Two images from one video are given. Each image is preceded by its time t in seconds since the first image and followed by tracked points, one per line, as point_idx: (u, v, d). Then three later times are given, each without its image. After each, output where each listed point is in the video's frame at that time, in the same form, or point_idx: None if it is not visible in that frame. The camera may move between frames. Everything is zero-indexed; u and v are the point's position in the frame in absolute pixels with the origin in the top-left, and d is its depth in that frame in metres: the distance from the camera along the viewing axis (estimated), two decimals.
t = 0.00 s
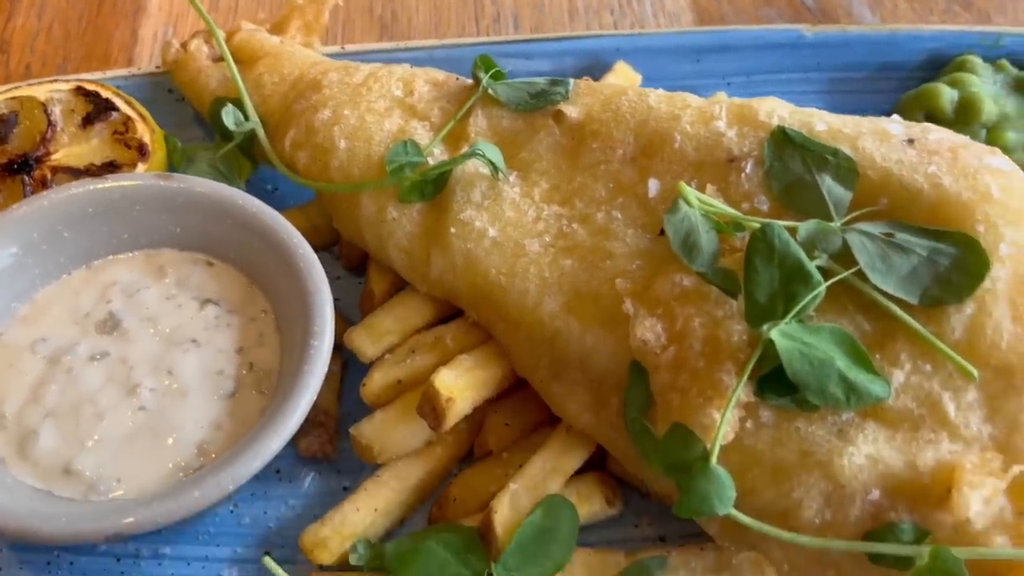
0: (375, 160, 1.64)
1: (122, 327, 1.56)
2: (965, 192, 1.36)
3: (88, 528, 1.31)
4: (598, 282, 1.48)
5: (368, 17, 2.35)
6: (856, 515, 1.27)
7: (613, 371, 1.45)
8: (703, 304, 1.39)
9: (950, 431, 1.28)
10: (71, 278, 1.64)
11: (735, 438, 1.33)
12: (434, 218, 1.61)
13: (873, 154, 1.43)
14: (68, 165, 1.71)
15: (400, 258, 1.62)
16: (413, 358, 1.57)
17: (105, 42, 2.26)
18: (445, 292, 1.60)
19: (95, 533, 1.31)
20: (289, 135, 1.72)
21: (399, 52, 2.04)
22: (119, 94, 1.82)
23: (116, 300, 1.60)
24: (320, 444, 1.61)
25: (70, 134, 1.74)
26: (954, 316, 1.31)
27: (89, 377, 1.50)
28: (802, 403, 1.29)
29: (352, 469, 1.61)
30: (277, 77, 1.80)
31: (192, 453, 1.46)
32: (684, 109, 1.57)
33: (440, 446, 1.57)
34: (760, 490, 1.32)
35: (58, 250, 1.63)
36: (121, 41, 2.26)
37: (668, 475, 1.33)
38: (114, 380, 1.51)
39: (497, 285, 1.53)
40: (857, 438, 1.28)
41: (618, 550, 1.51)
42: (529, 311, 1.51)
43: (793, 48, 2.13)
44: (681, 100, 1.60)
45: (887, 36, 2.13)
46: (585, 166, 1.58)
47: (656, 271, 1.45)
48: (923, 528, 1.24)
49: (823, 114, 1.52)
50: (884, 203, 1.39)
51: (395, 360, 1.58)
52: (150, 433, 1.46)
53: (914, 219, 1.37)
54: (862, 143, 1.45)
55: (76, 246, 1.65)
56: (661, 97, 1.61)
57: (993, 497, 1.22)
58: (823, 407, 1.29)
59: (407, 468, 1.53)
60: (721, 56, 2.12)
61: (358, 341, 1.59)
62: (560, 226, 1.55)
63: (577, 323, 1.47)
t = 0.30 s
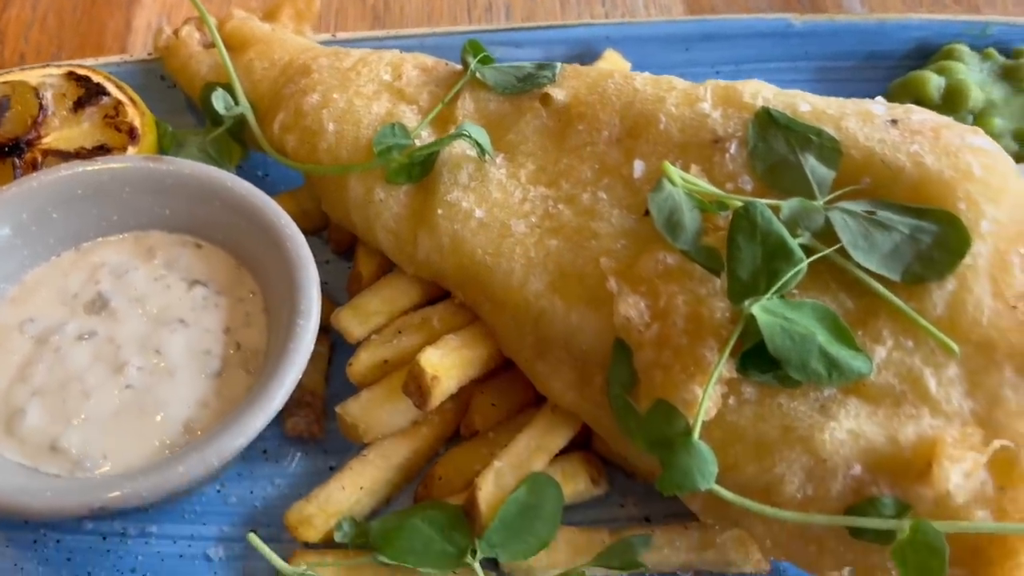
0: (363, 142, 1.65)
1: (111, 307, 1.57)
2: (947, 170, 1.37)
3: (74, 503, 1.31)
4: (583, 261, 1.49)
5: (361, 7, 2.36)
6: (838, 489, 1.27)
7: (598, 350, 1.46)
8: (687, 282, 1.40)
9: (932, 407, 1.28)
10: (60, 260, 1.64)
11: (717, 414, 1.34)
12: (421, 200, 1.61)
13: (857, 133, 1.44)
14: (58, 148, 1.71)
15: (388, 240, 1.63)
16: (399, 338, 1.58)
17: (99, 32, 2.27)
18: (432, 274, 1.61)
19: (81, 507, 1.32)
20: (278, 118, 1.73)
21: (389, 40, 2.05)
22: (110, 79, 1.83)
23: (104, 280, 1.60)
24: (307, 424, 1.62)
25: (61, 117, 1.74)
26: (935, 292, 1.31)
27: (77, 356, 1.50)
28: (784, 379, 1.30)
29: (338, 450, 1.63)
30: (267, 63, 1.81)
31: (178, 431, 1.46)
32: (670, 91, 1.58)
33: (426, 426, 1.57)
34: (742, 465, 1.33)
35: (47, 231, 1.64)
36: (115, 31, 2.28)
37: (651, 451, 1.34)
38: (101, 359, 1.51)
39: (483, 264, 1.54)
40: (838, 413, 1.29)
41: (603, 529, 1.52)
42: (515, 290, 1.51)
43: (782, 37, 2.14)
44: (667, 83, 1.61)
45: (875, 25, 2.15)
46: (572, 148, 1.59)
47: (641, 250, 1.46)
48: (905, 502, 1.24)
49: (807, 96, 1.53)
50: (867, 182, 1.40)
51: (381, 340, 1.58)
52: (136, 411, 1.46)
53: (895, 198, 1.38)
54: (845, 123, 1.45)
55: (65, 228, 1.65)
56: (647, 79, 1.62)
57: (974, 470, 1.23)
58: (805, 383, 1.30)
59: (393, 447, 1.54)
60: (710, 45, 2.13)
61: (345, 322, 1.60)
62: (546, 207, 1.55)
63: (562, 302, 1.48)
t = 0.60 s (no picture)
0: (352, 128, 1.66)
1: (99, 290, 1.57)
2: (928, 150, 1.37)
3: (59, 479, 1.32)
4: (567, 243, 1.50)
5: None
6: (819, 466, 1.28)
7: (582, 331, 1.47)
8: (670, 262, 1.41)
9: (912, 384, 1.29)
10: (50, 243, 1.65)
11: (699, 392, 1.34)
12: (408, 184, 1.62)
13: (839, 115, 1.44)
14: (49, 134, 1.73)
15: (375, 224, 1.64)
16: (386, 321, 1.58)
17: (93, 24, 2.29)
18: (419, 257, 1.62)
19: (66, 483, 1.33)
20: (267, 104, 1.74)
21: (380, 29, 2.06)
22: (101, 66, 1.84)
23: (93, 263, 1.61)
24: (293, 407, 1.63)
25: (52, 104, 1.75)
26: (916, 271, 1.32)
27: (65, 337, 1.51)
28: (766, 357, 1.31)
29: (325, 432, 1.64)
30: (257, 50, 1.82)
31: (164, 411, 1.47)
32: (656, 75, 1.59)
33: (412, 408, 1.57)
34: (724, 443, 1.34)
35: (37, 215, 1.65)
36: (109, 23, 2.29)
37: (634, 429, 1.34)
38: (89, 340, 1.52)
39: (469, 247, 1.55)
40: (819, 391, 1.30)
41: (588, 510, 1.52)
42: (500, 272, 1.52)
43: (771, 28, 2.15)
44: (653, 68, 1.61)
45: (863, 17, 2.17)
46: (558, 132, 1.60)
47: (625, 231, 1.47)
48: (884, 478, 1.25)
49: (792, 79, 1.53)
50: (849, 163, 1.41)
51: (369, 323, 1.59)
52: (123, 391, 1.47)
53: (877, 179, 1.39)
54: (828, 106, 1.46)
55: (55, 211, 1.67)
56: (633, 65, 1.63)
57: (953, 446, 1.24)
58: (788, 361, 1.30)
59: (379, 429, 1.55)
60: (700, 35, 2.14)
61: (331, 304, 1.60)
62: (532, 190, 1.56)
63: (547, 283, 1.49)
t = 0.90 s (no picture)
0: (340, 112, 1.67)
1: (88, 273, 1.58)
2: (910, 131, 1.38)
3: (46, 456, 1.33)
4: (553, 226, 1.50)
5: None
6: (801, 444, 1.28)
7: (567, 311, 1.48)
8: (654, 243, 1.41)
9: (894, 361, 1.29)
10: (41, 228, 1.66)
11: (683, 371, 1.35)
12: (396, 168, 1.63)
13: (822, 98, 1.45)
14: (41, 120, 1.74)
15: (363, 208, 1.65)
16: (373, 305, 1.58)
17: (87, 16, 2.30)
18: (407, 241, 1.63)
19: (53, 460, 1.34)
20: (257, 91, 1.76)
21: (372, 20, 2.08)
22: (93, 54, 1.86)
23: (83, 247, 1.62)
24: (281, 390, 1.63)
25: (44, 91, 1.77)
26: (899, 249, 1.32)
27: (54, 318, 1.52)
28: (749, 336, 1.31)
29: (313, 415, 1.64)
30: (248, 39, 1.83)
31: (152, 392, 1.48)
32: (642, 60, 1.60)
33: (399, 391, 1.58)
34: (707, 421, 1.34)
35: (28, 199, 1.66)
36: (104, 15, 2.30)
37: (617, 408, 1.35)
38: (77, 322, 1.52)
39: (456, 230, 1.56)
40: (801, 368, 1.30)
41: (573, 492, 1.53)
42: (487, 255, 1.53)
43: (761, 19, 2.16)
44: (639, 53, 1.62)
45: (853, 8, 2.18)
46: (545, 117, 1.61)
47: (610, 214, 1.48)
48: (866, 455, 1.26)
49: (776, 63, 1.55)
50: (832, 144, 1.42)
51: (356, 307, 1.59)
52: (111, 372, 1.48)
53: (859, 160, 1.40)
54: (812, 89, 1.47)
55: (46, 196, 1.68)
56: (620, 50, 1.64)
57: (934, 423, 1.24)
58: (771, 340, 1.30)
59: (366, 411, 1.55)
60: (691, 26, 2.14)
61: (319, 288, 1.61)
62: (519, 174, 1.57)
63: (532, 265, 1.50)
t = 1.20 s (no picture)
0: (329, 97, 1.69)
1: (78, 257, 1.59)
2: (892, 112, 1.39)
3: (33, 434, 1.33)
4: (538, 209, 1.52)
5: None
6: (782, 422, 1.29)
7: (551, 293, 1.49)
8: (637, 224, 1.42)
9: (875, 340, 1.30)
10: (31, 213, 1.67)
11: (667, 351, 1.36)
12: (383, 154, 1.64)
13: (805, 82, 1.46)
14: (32, 107, 1.74)
15: (351, 193, 1.67)
16: (361, 289, 1.59)
17: (79, 8, 2.31)
18: (394, 226, 1.64)
19: (40, 438, 1.35)
20: (246, 78, 1.77)
21: (363, 10, 2.09)
22: (84, 43, 1.87)
23: (73, 232, 1.63)
24: (269, 374, 1.64)
25: (35, 78, 1.77)
26: (879, 230, 1.33)
27: (43, 302, 1.53)
28: (731, 316, 1.31)
29: (301, 399, 1.66)
30: (237, 27, 1.84)
31: (140, 374, 1.48)
32: (627, 46, 1.61)
33: (385, 374, 1.59)
34: (689, 400, 1.35)
35: (18, 184, 1.67)
36: (96, 7, 2.31)
37: (601, 387, 1.36)
38: (66, 304, 1.53)
39: (442, 214, 1.57)
40: (783, 346, 1.31)
41: (559, 474, 1.53)
42: (473, 238, 1.54)
43: (748, 10, 2.18)
44: (625, 39, 1.63)
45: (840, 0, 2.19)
46: (532, 102, 1.62)
47: (594, 196, 1.49)
48: (847, 432, 1.27)
49: (760, 48, 1.56)
50: (815, 126, 1.43)
51: (344, 291, 1.59)
52: (99, 353, 1.48)
53: (842, 141, 1.41)
54: (795, 73, 1.48)
55: (36, 182, 1.69)
56: (606, 36, 1.65)
57: (914, 400, 1.25)
58: (753, 319, 1.31)
59: (353, 394, 1.56)
60: (678, 17, 2.16)
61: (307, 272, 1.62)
62: (505, 158, 1.58)
63: (518, 248, 1.51)
